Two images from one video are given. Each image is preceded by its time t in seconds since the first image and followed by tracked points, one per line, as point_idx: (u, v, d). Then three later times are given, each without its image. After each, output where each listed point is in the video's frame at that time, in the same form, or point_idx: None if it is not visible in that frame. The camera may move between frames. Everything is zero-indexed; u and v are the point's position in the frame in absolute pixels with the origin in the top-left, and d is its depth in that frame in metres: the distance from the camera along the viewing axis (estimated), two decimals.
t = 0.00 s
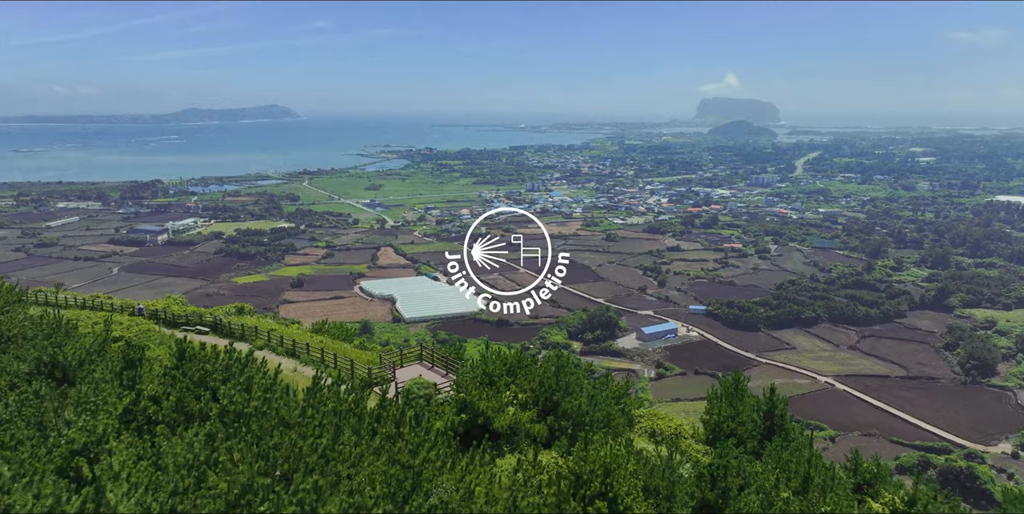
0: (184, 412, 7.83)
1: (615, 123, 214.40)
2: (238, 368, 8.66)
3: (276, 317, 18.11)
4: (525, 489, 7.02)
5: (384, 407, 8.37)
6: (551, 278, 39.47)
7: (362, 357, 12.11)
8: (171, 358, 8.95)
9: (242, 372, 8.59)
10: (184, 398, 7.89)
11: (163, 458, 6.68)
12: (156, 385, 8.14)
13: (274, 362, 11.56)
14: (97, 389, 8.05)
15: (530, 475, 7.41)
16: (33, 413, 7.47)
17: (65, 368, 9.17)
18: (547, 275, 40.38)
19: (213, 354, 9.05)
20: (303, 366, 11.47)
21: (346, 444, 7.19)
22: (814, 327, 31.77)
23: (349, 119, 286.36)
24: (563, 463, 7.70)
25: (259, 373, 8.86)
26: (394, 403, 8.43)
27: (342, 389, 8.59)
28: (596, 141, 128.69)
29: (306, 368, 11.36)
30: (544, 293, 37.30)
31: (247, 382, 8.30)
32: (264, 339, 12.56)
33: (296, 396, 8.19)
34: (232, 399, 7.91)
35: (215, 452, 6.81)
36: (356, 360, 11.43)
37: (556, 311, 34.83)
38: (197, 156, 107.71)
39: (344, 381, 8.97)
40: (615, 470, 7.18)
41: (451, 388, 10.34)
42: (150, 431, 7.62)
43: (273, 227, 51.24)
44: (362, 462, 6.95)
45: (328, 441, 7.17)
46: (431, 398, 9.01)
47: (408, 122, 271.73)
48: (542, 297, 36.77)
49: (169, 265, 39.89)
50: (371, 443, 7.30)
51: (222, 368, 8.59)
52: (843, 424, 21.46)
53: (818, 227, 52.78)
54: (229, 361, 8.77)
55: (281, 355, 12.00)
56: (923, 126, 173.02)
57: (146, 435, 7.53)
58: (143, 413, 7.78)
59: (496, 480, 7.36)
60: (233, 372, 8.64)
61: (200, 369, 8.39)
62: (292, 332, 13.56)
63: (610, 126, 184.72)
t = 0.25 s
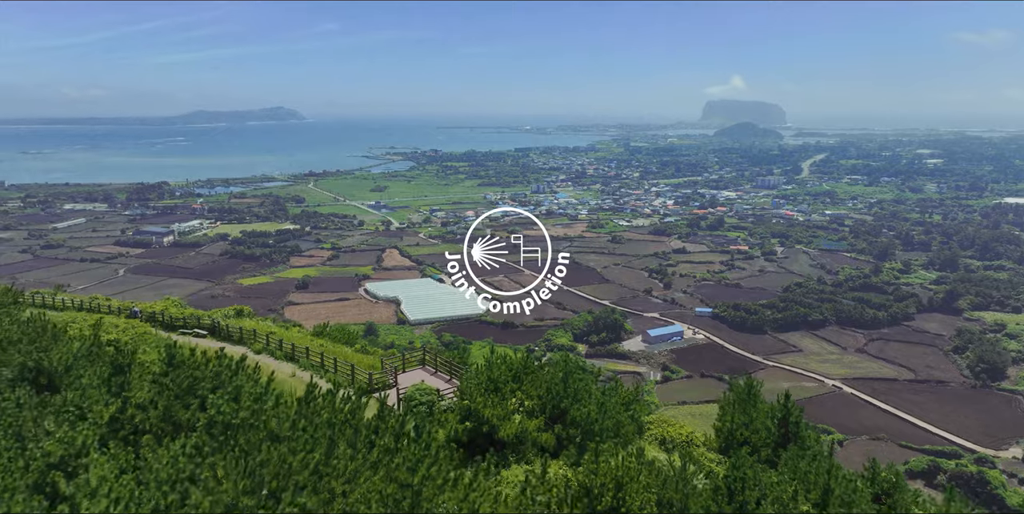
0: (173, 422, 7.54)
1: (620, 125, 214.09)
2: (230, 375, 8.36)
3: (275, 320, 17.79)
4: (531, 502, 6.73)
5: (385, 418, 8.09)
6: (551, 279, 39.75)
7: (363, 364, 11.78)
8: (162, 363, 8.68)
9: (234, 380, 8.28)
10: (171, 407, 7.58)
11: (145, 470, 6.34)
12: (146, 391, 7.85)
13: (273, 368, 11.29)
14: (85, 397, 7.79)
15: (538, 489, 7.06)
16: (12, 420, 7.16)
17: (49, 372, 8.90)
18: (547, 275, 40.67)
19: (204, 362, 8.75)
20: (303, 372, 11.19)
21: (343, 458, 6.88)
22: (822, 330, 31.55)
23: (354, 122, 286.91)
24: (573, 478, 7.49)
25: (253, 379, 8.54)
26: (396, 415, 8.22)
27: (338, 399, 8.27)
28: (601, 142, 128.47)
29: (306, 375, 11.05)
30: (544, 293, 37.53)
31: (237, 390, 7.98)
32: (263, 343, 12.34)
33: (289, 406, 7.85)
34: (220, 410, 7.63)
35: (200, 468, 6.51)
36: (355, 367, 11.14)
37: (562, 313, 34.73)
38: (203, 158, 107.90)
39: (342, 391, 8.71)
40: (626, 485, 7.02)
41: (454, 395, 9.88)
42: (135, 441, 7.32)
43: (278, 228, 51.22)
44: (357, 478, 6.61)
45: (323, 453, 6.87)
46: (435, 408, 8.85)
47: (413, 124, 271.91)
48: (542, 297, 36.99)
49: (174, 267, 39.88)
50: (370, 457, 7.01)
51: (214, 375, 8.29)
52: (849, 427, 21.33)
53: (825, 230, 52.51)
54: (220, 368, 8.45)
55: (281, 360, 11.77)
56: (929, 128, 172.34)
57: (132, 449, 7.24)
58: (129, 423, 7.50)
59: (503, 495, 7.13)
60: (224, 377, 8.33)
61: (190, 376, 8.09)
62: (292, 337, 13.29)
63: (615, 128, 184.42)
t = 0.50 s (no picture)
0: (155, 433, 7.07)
1: (623, 126, 213.99)
2: (215, 381, 7.86)
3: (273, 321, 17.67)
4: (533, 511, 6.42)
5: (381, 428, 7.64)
6: (551, 279, 39.72)
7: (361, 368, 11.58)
8: (145, 367, 8.22)
9: (218, 387, 7.77)
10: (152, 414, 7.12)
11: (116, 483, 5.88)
12: (128, 399, 7.40)
13: (269, 372, 11.05)
14: (63, 403, 7.31)
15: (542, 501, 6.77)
16: None
17: (26, 379, 8.41)
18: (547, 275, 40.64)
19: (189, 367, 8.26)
20: (300, 376, 10.97)
21: (334, 473, 6.40)
22: (827, 331, 31.37)
23: (357, 123, 287.28)
24: (580, 490, 7.22)
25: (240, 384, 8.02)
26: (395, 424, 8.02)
27: (330, 408, 7.74)
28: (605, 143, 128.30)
29: (303, 378, 10.83)
30: (544, 294, 37.44)
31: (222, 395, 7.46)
32: (259, 345, 12.18)
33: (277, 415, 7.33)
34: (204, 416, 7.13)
35: (178, 483, 6.02)
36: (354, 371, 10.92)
37: (565, 314, 34.62)
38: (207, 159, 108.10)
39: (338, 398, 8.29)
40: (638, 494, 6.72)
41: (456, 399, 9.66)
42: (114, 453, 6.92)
43: (282, 229, 51.22)
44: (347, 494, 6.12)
45: (312, 467, 6.36)
46: (438, 415, 8.69)
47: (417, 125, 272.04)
48: (542, 297, 36.91)
49: (177, 267, 39.83)
50: (364, 472, 6.52)
51: (198, 382, 7.81)
52: (855, 429, 21.19)
53: (830, 230, 52.30)
54: (205, 374, 7.96)
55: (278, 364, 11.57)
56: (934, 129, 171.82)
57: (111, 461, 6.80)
58: (110, 434, 7.08)
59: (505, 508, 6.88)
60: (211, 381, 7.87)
61: (172, 383, 7.62)
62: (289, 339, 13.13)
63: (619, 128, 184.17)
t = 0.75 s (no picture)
0: (134, 440, 6.54)
1: (625, 125, 213.74)
2: (199, 386, 7.45)
3: (268, 321, 17.46)
4: None
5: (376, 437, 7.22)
6: (551, 279, 39.63)
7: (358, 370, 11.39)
8: (127, 368, 7.79)
9: (202, 393, 7.34)
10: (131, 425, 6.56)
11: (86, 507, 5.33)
12: (107, 405, 6.83)
13: (264, 375, 10.84)
14: (41, 408, 6.86)
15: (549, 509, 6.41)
16: None
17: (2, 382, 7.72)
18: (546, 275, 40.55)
19: (173, 371, 7.85)
20: (296, 378, 10.78)
21: (325, 488, 5.91)
22: (830, 331, 31.22)
23: (359, 123, 287.44)
24: (591, 503, 6.87)
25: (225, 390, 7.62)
26: (391, 432, 7.54)
27: (320, 416, 7.36)
28: (607, 143, 128.13)
29: (298, 381, 10.63)
30: (544, 294, 37.30)
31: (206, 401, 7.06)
32: (253, 346, 12.02)
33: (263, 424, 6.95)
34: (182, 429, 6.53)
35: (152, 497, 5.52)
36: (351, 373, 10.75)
37: (567, 314, 34.49)
38: (209, 158, 108.09)
39: (330, 405, 7.94)
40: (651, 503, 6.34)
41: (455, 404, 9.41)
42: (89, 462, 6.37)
43: (283, 228, 51.14)
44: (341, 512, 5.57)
45: (299, 483, 5.92)
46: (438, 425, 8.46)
47: (418, 124, 271.89)
48: (542, 297, 36.79)
49: (178, 267, 39.73)
50: (357, 485, 6.05)
51: (181, 386, 7.39)
52: (857, 428, 21.12)
53: (833, 230, 52.12)
54: (189, 378, 7.56)
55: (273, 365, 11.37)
56: (936, 128, 171.35)
57: (88, 471, 6.29)
58: (89, 441, 6.53)
59: None
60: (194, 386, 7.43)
61: (154, 386, 7.22)
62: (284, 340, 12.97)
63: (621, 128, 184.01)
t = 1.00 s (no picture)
0: (107, 449, 6.46)
1: (627, 124, 213.36)
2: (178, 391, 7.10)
3: (265, 320, 17.28)
4: None
5: (368, 447, 6.86)
6: (551, 279, 39.52)
7: (356, 371, 11.22)
8: (103, 367, 7.36)
9: (181, 398, 6.96)
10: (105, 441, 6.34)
11: None
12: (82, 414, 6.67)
13: (258, 378, 10.67)
14: (15, 415, 7.07)
15: None
16: None
17: None
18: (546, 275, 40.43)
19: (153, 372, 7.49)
20: (291, 381, 10.63)
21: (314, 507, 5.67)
22: (833, 331, 31.10)
23: (360, 122, 287.15)
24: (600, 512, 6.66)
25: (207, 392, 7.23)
26: (389, 441, 7.33)
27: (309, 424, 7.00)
28: (609, 142, 127.88)
29: (293, 384, 10.49)
30: (544, 294, 37.17)
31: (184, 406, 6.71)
32: (246, 347, 11.91)
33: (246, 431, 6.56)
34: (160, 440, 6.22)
35: None
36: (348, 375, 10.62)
37: (568, 313, 34.37)
38: (210, 158, 108.00)
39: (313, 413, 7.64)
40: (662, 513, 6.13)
41: (456, 408, 9.19)
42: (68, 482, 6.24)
43: (284, 227, 50.98)
44: None
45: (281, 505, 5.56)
46: (439, 432, 8.27)
47: (420, 124, 271.62)
48: (542, 297, 36.66)
49: (179, 266, 39.65)
50: (345, 505, 5.90)
51: (159, 394, 7.05)
52: (858, 426, 21.13)
53: (835, 229, 51.93)
54: (168, 381, 7.17)
55: (268, 367, 11.21)
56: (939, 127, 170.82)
57: (59, 480, 6.51)
58: (61, 450, 6.74)
59: None
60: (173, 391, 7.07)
61: (131, 392, 6.93)
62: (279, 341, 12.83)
63: (622, 127, 183.66)
